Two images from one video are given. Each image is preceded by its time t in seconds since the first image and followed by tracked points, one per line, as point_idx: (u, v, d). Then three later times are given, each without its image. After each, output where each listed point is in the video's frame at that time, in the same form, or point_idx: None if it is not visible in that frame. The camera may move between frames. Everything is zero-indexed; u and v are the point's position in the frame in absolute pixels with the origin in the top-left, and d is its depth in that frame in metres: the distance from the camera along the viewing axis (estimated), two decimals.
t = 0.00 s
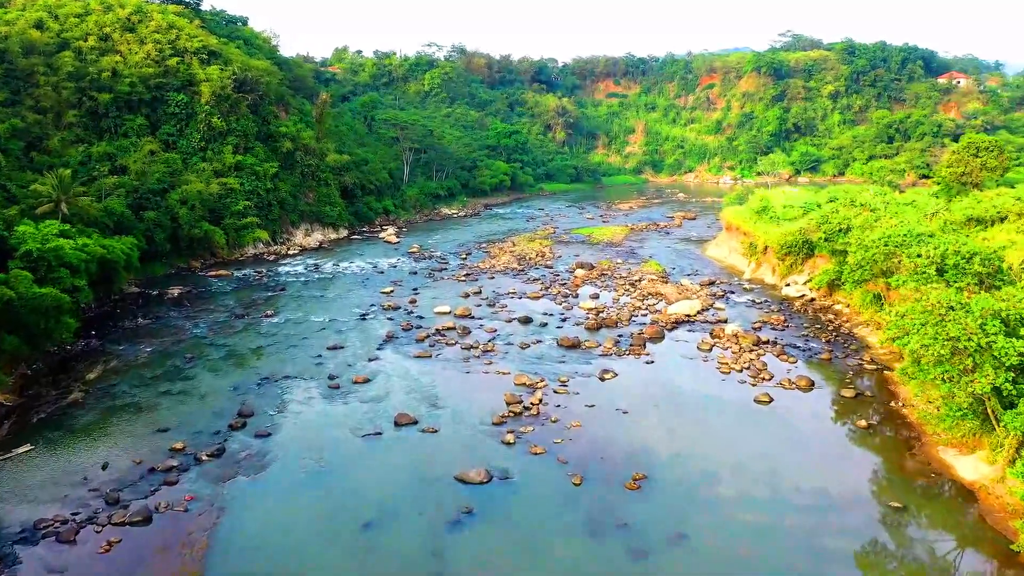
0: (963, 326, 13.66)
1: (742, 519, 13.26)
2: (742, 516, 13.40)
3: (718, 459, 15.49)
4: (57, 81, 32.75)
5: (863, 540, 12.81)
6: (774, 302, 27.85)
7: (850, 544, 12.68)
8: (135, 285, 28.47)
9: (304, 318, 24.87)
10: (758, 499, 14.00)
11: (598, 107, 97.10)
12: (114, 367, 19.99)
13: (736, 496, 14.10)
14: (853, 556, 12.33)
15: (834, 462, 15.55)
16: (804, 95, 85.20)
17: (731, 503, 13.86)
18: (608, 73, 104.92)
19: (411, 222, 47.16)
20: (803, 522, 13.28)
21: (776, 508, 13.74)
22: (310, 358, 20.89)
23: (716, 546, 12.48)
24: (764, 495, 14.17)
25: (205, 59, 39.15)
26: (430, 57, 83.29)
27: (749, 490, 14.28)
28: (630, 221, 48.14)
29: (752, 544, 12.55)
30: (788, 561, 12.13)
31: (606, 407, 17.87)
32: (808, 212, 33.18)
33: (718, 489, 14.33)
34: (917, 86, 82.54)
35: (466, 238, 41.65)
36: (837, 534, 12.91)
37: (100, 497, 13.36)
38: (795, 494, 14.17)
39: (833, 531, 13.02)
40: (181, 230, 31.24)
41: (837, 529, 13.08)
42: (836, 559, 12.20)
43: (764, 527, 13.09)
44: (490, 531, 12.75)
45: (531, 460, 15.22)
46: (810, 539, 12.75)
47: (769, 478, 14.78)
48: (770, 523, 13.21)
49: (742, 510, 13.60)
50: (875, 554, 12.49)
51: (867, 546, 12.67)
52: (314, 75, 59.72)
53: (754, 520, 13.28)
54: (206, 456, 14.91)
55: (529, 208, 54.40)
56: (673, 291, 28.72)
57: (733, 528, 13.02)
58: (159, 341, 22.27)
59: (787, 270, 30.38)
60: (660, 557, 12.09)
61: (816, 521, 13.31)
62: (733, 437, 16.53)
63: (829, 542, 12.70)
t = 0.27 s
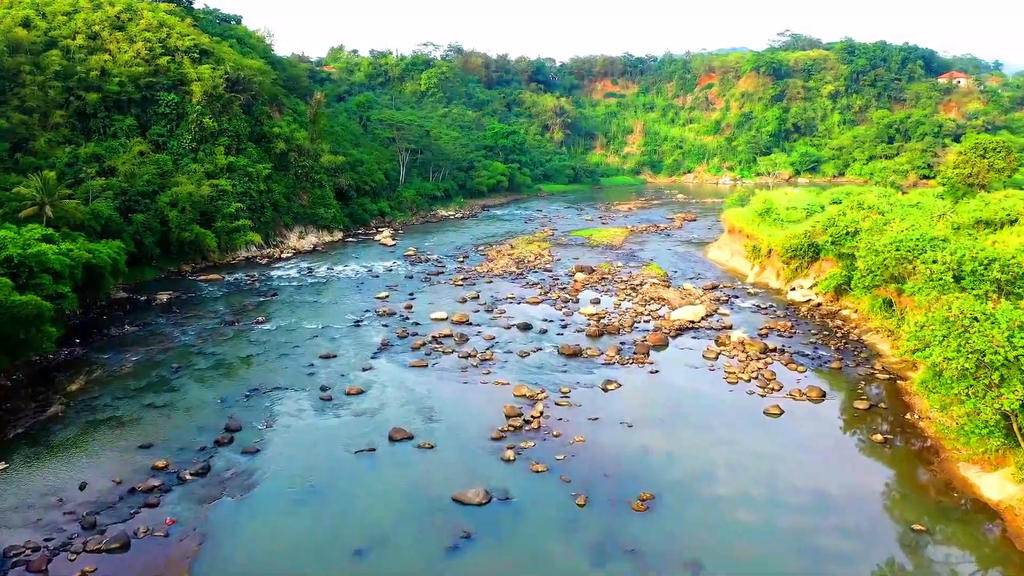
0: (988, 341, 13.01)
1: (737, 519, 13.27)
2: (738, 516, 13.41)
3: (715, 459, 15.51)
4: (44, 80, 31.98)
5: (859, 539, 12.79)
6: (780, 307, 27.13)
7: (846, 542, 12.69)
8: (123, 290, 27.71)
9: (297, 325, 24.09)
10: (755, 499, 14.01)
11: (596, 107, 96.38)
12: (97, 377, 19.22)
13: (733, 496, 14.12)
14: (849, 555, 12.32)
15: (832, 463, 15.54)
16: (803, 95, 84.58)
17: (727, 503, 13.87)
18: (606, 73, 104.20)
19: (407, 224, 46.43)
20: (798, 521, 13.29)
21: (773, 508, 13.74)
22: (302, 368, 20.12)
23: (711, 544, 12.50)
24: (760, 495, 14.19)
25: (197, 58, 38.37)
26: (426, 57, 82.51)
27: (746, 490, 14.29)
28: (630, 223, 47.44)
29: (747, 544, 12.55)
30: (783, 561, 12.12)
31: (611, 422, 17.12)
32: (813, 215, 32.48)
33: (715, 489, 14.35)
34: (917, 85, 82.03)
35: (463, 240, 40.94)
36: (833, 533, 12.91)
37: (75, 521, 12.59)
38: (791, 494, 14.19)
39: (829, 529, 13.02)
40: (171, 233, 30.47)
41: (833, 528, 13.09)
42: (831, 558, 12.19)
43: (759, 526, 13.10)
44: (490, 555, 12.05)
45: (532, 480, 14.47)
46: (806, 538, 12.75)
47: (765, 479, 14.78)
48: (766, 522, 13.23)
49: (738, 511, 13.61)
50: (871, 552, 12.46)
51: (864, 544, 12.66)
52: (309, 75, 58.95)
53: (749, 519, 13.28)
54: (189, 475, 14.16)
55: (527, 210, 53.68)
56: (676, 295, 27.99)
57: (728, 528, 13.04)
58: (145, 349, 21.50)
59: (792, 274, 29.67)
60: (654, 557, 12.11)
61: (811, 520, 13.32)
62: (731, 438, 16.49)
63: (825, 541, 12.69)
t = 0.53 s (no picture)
0: (1016, 351, 12.40)
1: (735, 519, 13.20)
2: (735, 516, 13.34)
3: (711, 461, 15.39)
4: (29, 79, 31.15)
5: (858, 539, 12.74)
6: (785, 313, 26.44)
7: (845, 542, 12.64)
8: (110, 295, 26.93)
9: (288, 333, 23.32)
10: (752, 500, 13.93)
11: (593, 107, 95.69)
12: (78, 389, 18.42)
13: (730, 496, 14.03)
14: (849, 554, 12.28)
15: (829, 464, 15.43)
16: (802, 95, 84.04)
17: (724, 503, 13.78)
18: (603, 73, 103.52)
19: (403, 226, 45.74)
20: (796, 521, 13.22)
21: (770, 508, 13.67)
22: (292, 378, 19.34)
23: (709, 546, 12.42)
24: (757, 495, 14.10)
25: (188, 57, 37.59)
26: (422, 57, 81.70)
27: (743, 491, 14.20)
28: (628, 225, 46.78)
29: (745, 544, 12.49)
30: (782, 561, 12.05)
31: (614, 435, 16.38)
32: (817, 217, 31.83)
33: (712, 489, 14.25)
34: (916, 86, 81.66)
35: (460, 243, 40.27)
36: (832, 534, 12.81)
37: (48, 547, 11.81)
38: (787, 494, 14.11)
39: (827, 529, 12.97)
40: (159, 236, 29.70)
41: (831, 527, 13.05)
42: (831, 558, 12.13)
43: (757, 526, 13.03)
44: None
45: (533, 499, 13.70)
46: (804, 538, 12.69)
47: (762, 479, 14.69)
48: (764, 522, 13.16)
49: (735, 511, 13.53)
50: (871, 552, 12.39)
51: (863, 543, 12.61)
52: (303, 75, 58.17)
53: (747, 519, 13.21)
54: (171, 495, 13.41)
55: (524, 212, 53.01)
56: (678, 300, 27.26)
57: (727, 529, 12.94)
58: (130, 358, 20.69)
59: (797, 278, 29.00)
60: (654, 556, 12.06)
61: (809, 520, 13.27)
62: (728, 440, 16.32)
63: (824, 541, 12.63)
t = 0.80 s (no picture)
0: None
1: (732, 519, 13.18)
2: (731, 516, 13.30)
3: (708, 460, 15.33)
4: (14, 79, 30.33)
5: (855, 539, 12.75)
6: (791, 319, 25.72)
7: (841, 541, 12.66)
8: (96, 302, 26.14)
9: (278, 341, 22.54)
10: (748, 499, 13.89)
11: (590, 107, 95.00)
12: (58, 402, 17.64)
13: (726, 496, 13.99)
14: (846, 553, 12.29)
15: (834, 473, 15.04)
16: (801, 95, 83.47)
17: (720, 503, 13.74)
18: (600, 73, 102.86)
19: (399, 228, 45.03)
20: (793, 522, 13.19)
21: (766, 508, 13.64)
22: (282, 390, 18.59)
23: (707, 545, 12.40)
24: (753, 494, 14.06)
25: (178, 56, 36.80)
26: (418, 56, 80.88)
27: (738, 491, 14.15)
28: (628, 227, 46.12)
29: (743, 543, 12.48)
30: (780, 561, 12.04)
31: (617, 450, 15.62)
32: (822, 220, 31.13)
33: (708, 489, 14.20)
34: (916, 86, 81.19)
35: (457, 245, 39.58)
36: (829, 534, 12.81)
37: None
38: (783, 493, 14.07)
39: (824, 528, 12.98)
40: (148, 239, 28.95)
41: (827, 526, 13.06)
42: (829, 558, 12.13)
43: (754, 526, 13.01)
44: None
45: (534, 521, 12.91)
46: (801, 538, 12.67)
47: (758, 480, 14.61)
48: (760, 522, 13.15)
49: (732, 511, 13.49)
50: (868, 552, 12.39)
51: (860, 543, 12.63)
52: (297, 74, 57.38)
53: (744, 519, 13.20)
54: (150, 519, 12.65)
55: (522, 213, 52.33)
56: (681, 305, 26.53)
57: (724, 528, 12.91)
58: (113, 368, 19.92)
59: (802, 283, 28.29)
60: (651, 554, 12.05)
61: (806, 519, 13.26)
62: (726, 442, 16.15)
63: (820, 541, 12.61)
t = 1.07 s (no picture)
0: None
1: (728, 518, 13.16)
2: (728, 515, 13.27)
3: (706, 460, 15.27)
4: None
5: (850, 537, 12.69)
6: (798, 325, 24.98)
7: (836, 540, 12.60)
8: (81, 308, 25.33)
9: (268, 349, 21.76)
10: (745, 498, 13.85)
11: (588, 107, 94.32)
12: (36, 415, 16.84)
13: (724, 496, 13.94)
14: (840, 552, 12.23)
15: (849, 489, 14.33)
16: (800, 95, 82.88)
17: (718, 502, 13.71)
18: (598, 72, 102.19)
19: (395, 230, 44.31)
20: (789, 520, 13.16)
21: (762, 507, 13.60)
22: (271, 402, 17.82)
23: (703, 544, 12.38)
24: (751, 494, 14.03)
25: (167, 55, 35.98)
26: (414, 56, 80.06)
27: (736, 490, 14.11)
28: (627, 228, 45.46)
29: (736, 541, 12.47)
30: (774, 560, 12.00)
31: (622, 468, 14.83)
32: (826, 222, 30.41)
33: (705, 488, 14.16)
34: (915, 86, 80.72)
35: (454, 248, 38.89)
36: (826, 532, 12.78)
37: None
38: (781, 493, 14.02)
39: (820, 527, 12.93)
40: (136, 243, 28.16)
41: (823, 525, 13.01)
42: (822, 557, 12.07)
43: (750, 524, 12.99)
44: None
45: (535, 546, 12.08)
46: (797, 536, 12.64)
47: (757, 480, 14.50)
48: (756, 520, 13.13)
49: (729, 509, 13.46)
50: (865, 551, 12.35)
51: (855, 542, 12.57)
52: (291, 74, 56.59)
53: (740, 518, 13.17)
54: (128, 544, 11.89)
55: (519, 215, 51.65)
56: (684, 311, 25.79)
57: (720, 527, 12.89)
58: (96, 379, 19.13)
59: (807, 287, 27.54)
60: (652, 566, 11.69)
61: (801, 518, 13.23)
62: (731, 450, 15.77)
63: (817, 540, 12.58)
